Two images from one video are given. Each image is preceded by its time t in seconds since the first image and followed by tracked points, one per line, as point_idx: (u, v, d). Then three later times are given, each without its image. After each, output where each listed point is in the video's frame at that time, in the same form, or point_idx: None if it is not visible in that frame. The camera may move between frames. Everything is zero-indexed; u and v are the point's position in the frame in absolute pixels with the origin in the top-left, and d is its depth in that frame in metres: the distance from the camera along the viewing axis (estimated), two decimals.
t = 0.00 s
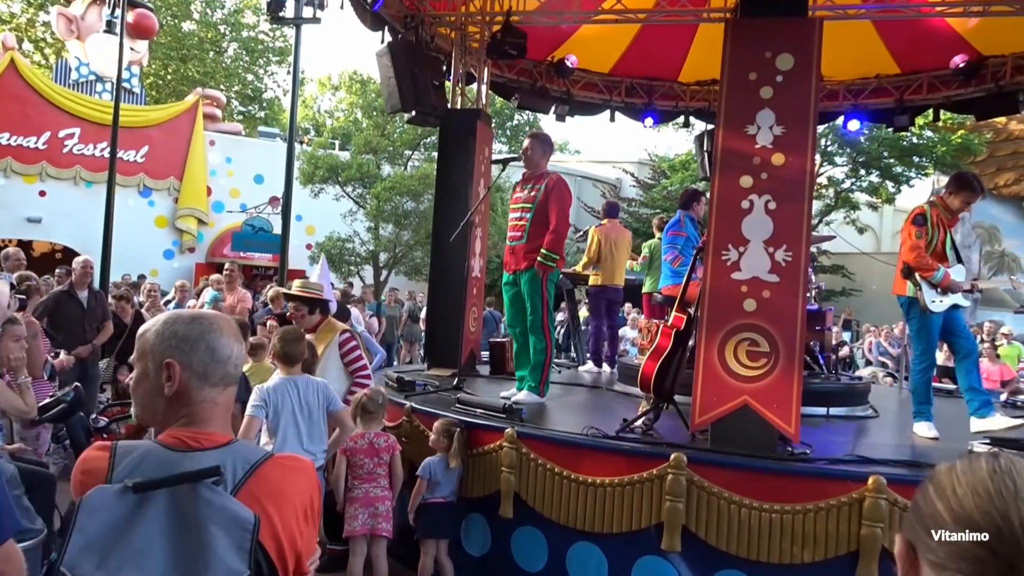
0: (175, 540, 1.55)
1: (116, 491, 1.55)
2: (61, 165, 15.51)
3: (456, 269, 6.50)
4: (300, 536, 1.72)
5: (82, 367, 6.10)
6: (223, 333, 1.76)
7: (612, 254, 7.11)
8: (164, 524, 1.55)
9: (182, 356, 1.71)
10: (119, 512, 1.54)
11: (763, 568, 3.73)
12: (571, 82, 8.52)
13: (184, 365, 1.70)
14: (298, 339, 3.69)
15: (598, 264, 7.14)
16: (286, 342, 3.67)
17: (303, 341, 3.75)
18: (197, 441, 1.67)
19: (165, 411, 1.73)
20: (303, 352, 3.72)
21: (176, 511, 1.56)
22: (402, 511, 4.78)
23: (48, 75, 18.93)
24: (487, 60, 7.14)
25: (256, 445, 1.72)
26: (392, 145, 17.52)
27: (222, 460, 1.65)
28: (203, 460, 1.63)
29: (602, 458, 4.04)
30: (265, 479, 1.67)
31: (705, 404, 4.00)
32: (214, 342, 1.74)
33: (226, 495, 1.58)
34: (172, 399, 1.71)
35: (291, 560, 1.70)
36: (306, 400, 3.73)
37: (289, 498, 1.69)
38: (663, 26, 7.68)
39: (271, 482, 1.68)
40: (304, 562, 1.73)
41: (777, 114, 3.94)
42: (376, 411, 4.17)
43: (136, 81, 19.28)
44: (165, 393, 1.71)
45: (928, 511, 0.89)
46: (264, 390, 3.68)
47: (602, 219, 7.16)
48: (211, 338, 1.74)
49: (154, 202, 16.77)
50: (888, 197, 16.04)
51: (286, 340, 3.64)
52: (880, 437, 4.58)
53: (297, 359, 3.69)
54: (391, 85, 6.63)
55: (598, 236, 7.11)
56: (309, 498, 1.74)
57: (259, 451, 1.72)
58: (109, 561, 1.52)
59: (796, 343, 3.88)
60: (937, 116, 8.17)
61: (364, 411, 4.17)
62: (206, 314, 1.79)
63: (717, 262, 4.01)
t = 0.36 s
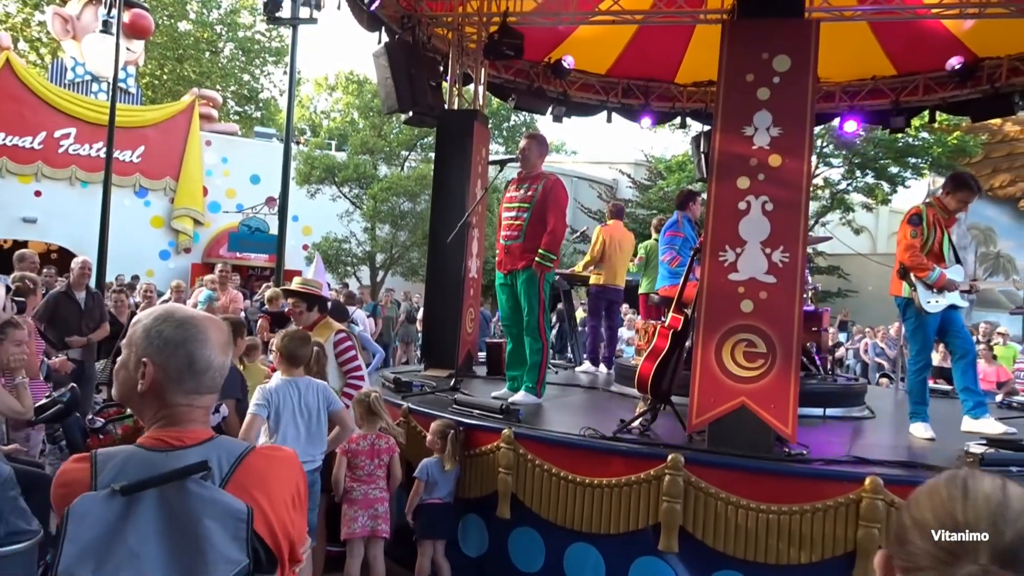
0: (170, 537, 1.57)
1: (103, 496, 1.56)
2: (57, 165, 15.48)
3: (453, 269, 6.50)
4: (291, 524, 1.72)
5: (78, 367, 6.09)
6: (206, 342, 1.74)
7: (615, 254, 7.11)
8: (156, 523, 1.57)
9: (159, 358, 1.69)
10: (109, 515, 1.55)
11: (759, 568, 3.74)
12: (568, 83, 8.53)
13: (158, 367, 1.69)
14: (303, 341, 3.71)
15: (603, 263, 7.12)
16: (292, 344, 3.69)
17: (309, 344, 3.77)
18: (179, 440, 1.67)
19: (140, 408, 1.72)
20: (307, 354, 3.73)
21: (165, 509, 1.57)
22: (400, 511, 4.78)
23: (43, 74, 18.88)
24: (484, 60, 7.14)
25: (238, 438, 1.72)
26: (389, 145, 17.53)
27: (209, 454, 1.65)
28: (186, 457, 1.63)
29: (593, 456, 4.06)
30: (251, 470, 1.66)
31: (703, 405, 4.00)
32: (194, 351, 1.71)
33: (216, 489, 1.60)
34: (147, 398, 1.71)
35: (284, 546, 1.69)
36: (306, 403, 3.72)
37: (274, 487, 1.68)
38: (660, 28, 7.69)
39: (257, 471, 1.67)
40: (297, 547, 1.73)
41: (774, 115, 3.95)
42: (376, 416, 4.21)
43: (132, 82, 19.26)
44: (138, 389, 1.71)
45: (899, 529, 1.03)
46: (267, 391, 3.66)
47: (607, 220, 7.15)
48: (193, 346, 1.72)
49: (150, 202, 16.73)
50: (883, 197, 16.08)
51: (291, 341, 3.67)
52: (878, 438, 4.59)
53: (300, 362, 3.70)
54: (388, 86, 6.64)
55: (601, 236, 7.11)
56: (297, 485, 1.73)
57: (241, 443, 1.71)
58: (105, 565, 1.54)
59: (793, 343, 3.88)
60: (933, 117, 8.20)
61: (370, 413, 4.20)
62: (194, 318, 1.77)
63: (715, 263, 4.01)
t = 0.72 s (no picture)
0: (142, 544, 1.55)
1: (75, 505, 1.55)
2: (56, 165, 15.46)
3: (452, 269, 6.49)
4: (276, 521, 1.72)
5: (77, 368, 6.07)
6: (164, 337, 1.73)
7: (616, 255, 7.12)
8: (128, 529, 1.55)
9: (117, 359, 1.70)
10: (81, 523, 1.54)
11: (758, 568, 3.74)
12: (567, 84, 8.54)
13: (118, 370, 1.70)
14: (303, 343, 3.71)
15: (603, 263, 7.12)
16: (292, 346, 3.69)
17: (309, 346, 3.76)
18: (152, 444, 1.67)
19: (108, 412, 1.74)
20: (306, 355, 3.73)
21: (138, 516, 1.55)
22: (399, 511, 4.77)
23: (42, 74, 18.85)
24: (484, 61, 7.14)
25: (215, 438, 1.72)
26: (388, 145, 17.54)
27: (181, 457, 1.65)
28: (158, 462, 1.63)
29: (586, 456, 4.07)
30: (229, 471, 1.66)
31: (703, 406, 4.00)
32: (150, 346, 1.71)
33: (188, 491, 1.58)
34: (113, 402, 1.72)
35: (270, 543, 1.70)
36: (307, 404, 3.72)
37: (256, 486, 1.68)
38: (660, 29, 7.70)
39: (237, 471, 1.67)
40: (285, 545, 1.75)
41: (775, 116, 3.95)
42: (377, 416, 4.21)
43: (131, 82, 19.24)
44: (105, 395, 1.72)
45: (871, 534, 1.13)
46: (264, 392, 3.65)
47: (608, 221, 7.15)
48: (149, 343, 1.71)
49: (149, 203, 16.71)
50: (882, 199, 16.09)
51: (293, 343, 3.67)
52: (878, 438, 4.59)
53: (300, 363, 3.70)
54: (388, 86, 6.65)
55: (603, 236, 7.11)
56: (280, 481, 1.75)
57: (218, 443, 1.71)
58: (79, 571, 1.53)
59: (792, 342, 3.88)
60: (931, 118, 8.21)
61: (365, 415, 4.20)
62: (152, 315, 1.77)
63: (715, 264, 4.01)
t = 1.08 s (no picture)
0: (125, 543, 1.54)
1: (59, 503, 1.54)
2: (56, 165, 15.46)
3: (453, 269, 6.48)
4: (266, 520, 1.73)
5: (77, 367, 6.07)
6: (153, 337, 1.73)
7: (615, 255, 7.11)
8: (112, 527, 1.54)
9: (107, 358, 1.70)
10: (65, 520, 1.53)
11: (758, 569, 3.74)
12: (568, 84, 8.56)
13: (107, 368, 1.70)
14: (306, 344, 3.71)
15: (600, 264, 7.13)
16: (294, 345, 3.70)
17: (311, 346, 3.76)
18: (140, 443, 1.66)
19: (98, 411, 1.74)
20: (308, 356, 3.73)
21: (121, 514, 1.54)
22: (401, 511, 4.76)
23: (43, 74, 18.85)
24: (484, 61, 7.13)
25: (203, 437, 1.72)
26: (389, 146, 17.54)
27: (166, 455, 1.64)
28: (143, 460, 1.62)
29: (585, 457, 4.07)
30: (216, 469, 1.66)
31: (704, 406, 4.00)
32: (138, 345, 1.71)
33: (171, 489, 1.57)
34: (103, 401, 1.72)
35: (259, 542, 1.71)
36: (308, 404, 3.72)
37: (244, 483, 1.69)
38: (661, 29, 7.70)
39: (225, 470, 1.67)
40: (276, 546, 1.76)
41: (776, 116, 3.95)
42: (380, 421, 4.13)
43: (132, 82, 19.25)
44: (96, 395, 1.73)
45: (891, 540, 1.15)
46: (263, 391, 3.66)
47: (605, 221, 7.15)
48: (138, 342, 1.72)
49: (149, 203, 16.70)
50: (882, 200, 16.10)
51: (294, 343, 3.67)
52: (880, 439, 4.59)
53: (301, 363, 3.70)
54: (389, 86, 6.66)
55: (600, 237, 7.12)
56: (268, 481, 1.76)
57: (206, 442, 1.71)
58: (61, 569, 1.52)
59: (794, 342, 3.88)
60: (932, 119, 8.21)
61: (369, 417, 4.11)
62: (141, 316, 1.77)
63: (716, 264, 4.01)
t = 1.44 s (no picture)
0: (119, 543, 1.54)
1: (53, 501, 1.54)
2: (59, 165, 15.47)
3: (454, 269, 6.48)
4: (261, 521, 1.73)
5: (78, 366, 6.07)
6: (152, 336, 1.73)
7: (607, 255, 7.12)
8: (105, 527, 1.54)
9: (105, 356, 1.70)
10: (60, 519, 1.53)
11: (760, 569, 3.73)
12: (570, 84, 8.54)
13: (105, 367, 1.70)
14: (309, 344, 3.71)
15: (594, 266, 7.14)
16: (295, 345, 3.69)
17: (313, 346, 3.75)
18: (136, 442, 1.66)
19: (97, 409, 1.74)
20: (309, 355, 3.72)
21: (115, 514, 1.54)
22: (402, 511, 4.76)
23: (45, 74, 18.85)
24: (486, 61, 7.13)
25: (200, 437, 1.71)
26: (391, 146, 17.54)
27: (161, 455, 1.63)
28: (137, 459, 1.61)
29: (586, 457, 4.07)
30: (211, 469, 1.66)
31: (706, 406, 3.99)
32: (136, 344, 1.70)
33: (164, 488, 1.56)
34: (102, 400, 1.72)
35: (254, 542, 1.71)
36: (308, 404, 3.71)
37: (240, 484, 1.68)
38: (664, 30, 7.70)
39: (219, 471, 1.67)
40: (271, 546, 1.76)
41: (779, 116, 3.94)
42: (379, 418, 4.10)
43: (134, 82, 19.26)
44: (94, 393, 1.73)
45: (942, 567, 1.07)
46: (264, 391, 3.66)
47: (597, 221, 7.18)
48: (137, 342, 1.71)
49: (151, 202, 16.72)
50: (885, 200, 16.08)
51: (295, 343, 3.66)
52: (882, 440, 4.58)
53: (302, 362, 3.70)
54: (391, 86, 6.66)
55: (594, 237, 7.15)
56: (264, 480, 1.75)
57: (202, 442, 1.70)
58: (54, 568, 1.52)
59: (797, 343, 3.88)
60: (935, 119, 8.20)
61: (369, 417, 4.10)
62: (141, 315, 1.77)
63: (719, 264, 4.00)
